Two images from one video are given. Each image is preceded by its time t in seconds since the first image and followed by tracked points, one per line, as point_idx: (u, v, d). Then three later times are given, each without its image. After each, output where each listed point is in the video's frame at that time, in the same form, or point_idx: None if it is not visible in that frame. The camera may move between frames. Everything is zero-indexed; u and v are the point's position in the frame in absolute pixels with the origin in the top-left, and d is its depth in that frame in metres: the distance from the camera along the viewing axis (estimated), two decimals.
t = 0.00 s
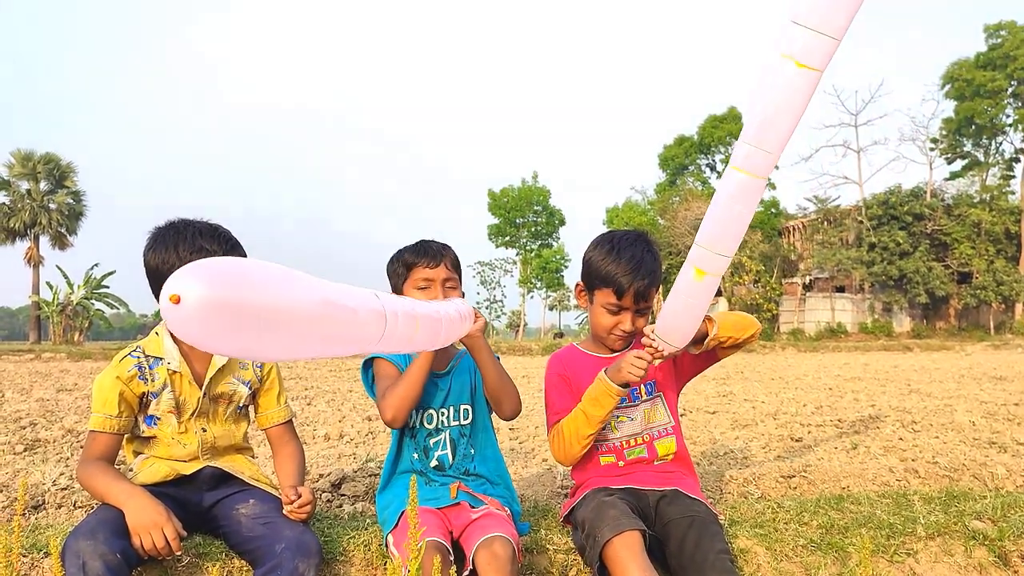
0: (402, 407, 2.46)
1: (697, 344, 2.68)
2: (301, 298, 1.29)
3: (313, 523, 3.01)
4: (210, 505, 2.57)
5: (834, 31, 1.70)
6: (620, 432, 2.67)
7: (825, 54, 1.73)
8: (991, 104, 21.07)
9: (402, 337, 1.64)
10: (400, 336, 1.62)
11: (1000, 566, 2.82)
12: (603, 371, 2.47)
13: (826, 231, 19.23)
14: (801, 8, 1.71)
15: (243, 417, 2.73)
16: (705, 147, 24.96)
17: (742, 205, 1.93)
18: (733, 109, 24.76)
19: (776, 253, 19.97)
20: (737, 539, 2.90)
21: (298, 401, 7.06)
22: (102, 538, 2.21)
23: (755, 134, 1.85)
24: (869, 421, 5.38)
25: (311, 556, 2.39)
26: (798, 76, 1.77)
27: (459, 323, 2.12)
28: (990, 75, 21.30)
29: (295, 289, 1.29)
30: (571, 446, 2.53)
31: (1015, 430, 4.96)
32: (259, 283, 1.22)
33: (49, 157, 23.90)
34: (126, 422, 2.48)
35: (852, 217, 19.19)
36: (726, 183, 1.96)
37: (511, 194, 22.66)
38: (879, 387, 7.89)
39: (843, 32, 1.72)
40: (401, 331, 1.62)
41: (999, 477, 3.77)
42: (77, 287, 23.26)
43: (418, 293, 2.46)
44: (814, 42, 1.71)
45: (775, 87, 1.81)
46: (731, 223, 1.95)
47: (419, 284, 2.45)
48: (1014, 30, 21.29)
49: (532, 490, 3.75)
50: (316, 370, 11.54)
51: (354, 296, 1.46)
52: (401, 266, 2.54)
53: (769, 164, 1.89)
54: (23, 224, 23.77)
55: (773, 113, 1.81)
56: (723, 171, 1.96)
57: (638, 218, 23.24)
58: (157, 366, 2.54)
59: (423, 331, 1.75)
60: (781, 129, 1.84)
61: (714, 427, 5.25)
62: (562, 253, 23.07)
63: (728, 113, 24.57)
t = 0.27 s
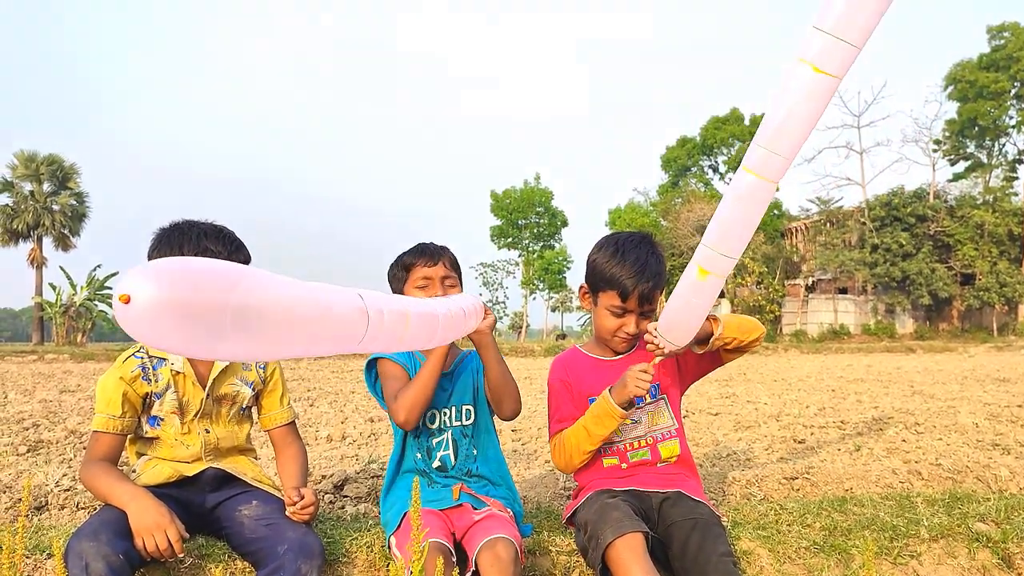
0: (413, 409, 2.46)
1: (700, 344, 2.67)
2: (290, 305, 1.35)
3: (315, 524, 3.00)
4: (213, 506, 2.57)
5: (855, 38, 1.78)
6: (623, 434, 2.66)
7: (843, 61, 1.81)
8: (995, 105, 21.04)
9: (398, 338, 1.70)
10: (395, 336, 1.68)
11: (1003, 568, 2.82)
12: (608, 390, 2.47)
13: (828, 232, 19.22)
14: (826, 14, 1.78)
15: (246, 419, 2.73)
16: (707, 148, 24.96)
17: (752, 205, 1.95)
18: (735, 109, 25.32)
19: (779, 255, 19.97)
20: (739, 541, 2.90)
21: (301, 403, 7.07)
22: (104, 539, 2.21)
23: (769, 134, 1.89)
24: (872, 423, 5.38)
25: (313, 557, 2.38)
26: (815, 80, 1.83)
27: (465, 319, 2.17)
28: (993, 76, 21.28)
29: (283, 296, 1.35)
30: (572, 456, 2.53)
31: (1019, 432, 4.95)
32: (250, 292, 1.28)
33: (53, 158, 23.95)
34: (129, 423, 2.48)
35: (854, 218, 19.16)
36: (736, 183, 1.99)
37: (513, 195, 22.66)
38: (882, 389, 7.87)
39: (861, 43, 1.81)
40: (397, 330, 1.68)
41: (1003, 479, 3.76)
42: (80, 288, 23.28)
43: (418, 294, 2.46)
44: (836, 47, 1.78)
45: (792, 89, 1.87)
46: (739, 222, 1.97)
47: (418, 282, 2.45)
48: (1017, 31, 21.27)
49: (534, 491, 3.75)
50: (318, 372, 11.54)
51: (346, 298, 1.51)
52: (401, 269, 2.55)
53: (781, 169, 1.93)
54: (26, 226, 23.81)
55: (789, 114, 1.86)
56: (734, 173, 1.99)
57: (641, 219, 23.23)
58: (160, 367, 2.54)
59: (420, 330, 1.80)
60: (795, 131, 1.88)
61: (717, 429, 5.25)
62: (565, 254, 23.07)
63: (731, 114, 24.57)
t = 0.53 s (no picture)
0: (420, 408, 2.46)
1: (702, 343, 2.66)
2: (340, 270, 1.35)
3: (317, 524, 3.01)
4: (215, 505, 2.57)
5: (870, 45, 1.68)
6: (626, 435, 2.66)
7: (856, 69, 1.72)
8: (997, 106, 21.06)
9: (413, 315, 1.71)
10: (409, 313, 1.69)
11: (1005, 569, 2.81)
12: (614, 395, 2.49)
13: (831, 233, 19.21)
14: (841, 18, 1.69)
15: (249, 419, 2.73)
16: (710, 149, 24.98)
17: (755, 213, 1.92)
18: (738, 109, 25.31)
19: (781, 256, 19.97)
20: (741, 541, 2.90)
21: (303, 403, 7.08)
22: (107, 539, 2.21)
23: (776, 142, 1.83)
24: (874, 424, 5.38)
25: (315, 557, 2.38)
26: (826, 88, 1.75)
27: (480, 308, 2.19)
28: (996, 77, 21.31)
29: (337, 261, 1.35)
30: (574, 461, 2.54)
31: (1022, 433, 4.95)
32: (311, 254, 1.28)
33: (56, 159, 24.01)
34: (132, 422, 2.48)
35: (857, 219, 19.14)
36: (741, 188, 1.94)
37: (515, 196, 22.65)
38: (884, 390, 7.86)
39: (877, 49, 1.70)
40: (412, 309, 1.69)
41: (1005, 480, 3.76)
42: (82, 289, 23.31)
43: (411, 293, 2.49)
44: (849, 55, 1.70)
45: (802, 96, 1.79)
46: (742, 229, 1.94)
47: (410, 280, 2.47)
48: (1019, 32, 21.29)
49: (536, 492, 3.74)
50: (321, 373, 11.56)
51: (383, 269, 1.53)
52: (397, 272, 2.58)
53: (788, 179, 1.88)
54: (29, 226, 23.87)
55: (799, 122, 1.80)
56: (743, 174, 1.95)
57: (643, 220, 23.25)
58: (163, 366, 2.53)
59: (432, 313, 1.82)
60: (803, 140, 1.82)
61: (719, 430, 5.24)
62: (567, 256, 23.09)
63: (734, 116, 24.57)
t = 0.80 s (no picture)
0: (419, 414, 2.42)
1: (705, 344, 2.66)
2: (334, 167, 1.40)
3: (319, 523, 3.01)
4: (218, 505, 2.57)
5: (891, 58, 1.74)
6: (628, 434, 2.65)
7: (876, 80, 1.78)
8: (1000, 107, 21.06)
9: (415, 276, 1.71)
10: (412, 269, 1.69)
11: (1008, 569, 2.80)
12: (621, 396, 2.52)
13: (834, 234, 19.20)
14: (863, 30, 1.74)
15: (251, 418, 2.73)
16: (712, 150, 24.99)
17: (766, 216, 1.97)
18: (741, 113, 25.25)
19: (784, 257, 19.97)
20: (744, 541, 2.89)
21: (305, 403, 7.08)
22: (110, 537, 2.21)
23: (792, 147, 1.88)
24: (876, 424, 5.37)
25: (317, 556, 2.38)
26: (844, 97, 1.81)
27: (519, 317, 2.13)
28: (999, 78, 21.29)
29: (338, 157, 1.41)
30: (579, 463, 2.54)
31: None
32: (313, 137, 1.35)
33: (59, 159, 24.07)
34: (135, 422, 2.48)
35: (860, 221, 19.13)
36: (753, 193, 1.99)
37: (518, 197, 22.64)
38: (887, 390, 7.85)
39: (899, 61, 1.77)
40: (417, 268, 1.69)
41: (1008, 480, 3.74)
42: (85, 289, 23.36)
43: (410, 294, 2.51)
44: (870, 66, 1.75)
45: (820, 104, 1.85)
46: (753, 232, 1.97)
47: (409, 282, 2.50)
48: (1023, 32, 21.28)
49: (538, 492, 3.74)
50: (323, 373, 11.57)
51: (394, 203, 1.56)
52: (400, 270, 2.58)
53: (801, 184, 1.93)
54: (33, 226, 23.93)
55: (816, 129, 1.85)
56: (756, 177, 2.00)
57: (646, 221, 23.25)
58: (167, 366, 2.54)
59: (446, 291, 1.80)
60: (819, 148, 1.88)
61: (721, 430, 5.24)
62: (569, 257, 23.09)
63: (736, 117, 24.57)
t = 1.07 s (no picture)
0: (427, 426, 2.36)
1: (710, 345, 2.65)
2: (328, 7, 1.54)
3: (321, 524, 3.01)
4: (220, 505, 2.57)
5: (892, 56, 1.77)
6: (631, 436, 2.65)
7: (879, 78, 1.81)
8: (1003, 107, 21.03)
9: (385, 176, 1.67)
10: (383, 167, 1.67)
11: (1011, 570, 2.80)
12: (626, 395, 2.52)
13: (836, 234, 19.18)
14: (864, 28, 1.78)
15: (253, 419, 2.73)
16: (715, 150, 24.97)
17: (772, 217, 1.97)
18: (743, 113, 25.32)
19: (786, 257, 19.96)
20: (746, 542, 2.89)
21: (307, 403, 7.08)
22: (112, 537, 2.21)
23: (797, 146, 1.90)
24: (879, 425, 5.36)
25: (320, 556, 2.38)
26: (847, 95, 1.84)
27: (497, 349, 1.97)
28: (1002, 78, 21.25)
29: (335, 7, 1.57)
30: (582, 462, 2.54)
31: None
32: None
33: (62, 160, 24.12)
34: (138, 422, 2.48)
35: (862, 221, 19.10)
36: (758, 193, 2.01)
37: (520, 197, 22.62)
38: (890, 390, 7.84)
39: (901, 60, 1.80)
40: (389, 166, 1.66)
41: (1012, 481, 3.74)
42: (88, 290, 23.39)
43: (421, 296, 2.51)
44: (873, 65, 1.78)
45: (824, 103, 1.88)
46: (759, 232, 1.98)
47: (419, 285, 2.51)
48: None
49: (540, 492, 3.74)
50: (326, 372, 11.56)
51: (379, 88, 1.65)
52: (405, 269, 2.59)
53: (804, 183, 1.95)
54: (36, 227, 23.96)
55: (818, 127, 1.88)
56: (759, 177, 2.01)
57: (648, 222, 23.24)
58: (170, 366, 2.54)
59: (415, 222, 1.74)
60: (824, 146, 1.90)
61: (723, 430, 5.23)
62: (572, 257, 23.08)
63: (739, 117, 24.56)
